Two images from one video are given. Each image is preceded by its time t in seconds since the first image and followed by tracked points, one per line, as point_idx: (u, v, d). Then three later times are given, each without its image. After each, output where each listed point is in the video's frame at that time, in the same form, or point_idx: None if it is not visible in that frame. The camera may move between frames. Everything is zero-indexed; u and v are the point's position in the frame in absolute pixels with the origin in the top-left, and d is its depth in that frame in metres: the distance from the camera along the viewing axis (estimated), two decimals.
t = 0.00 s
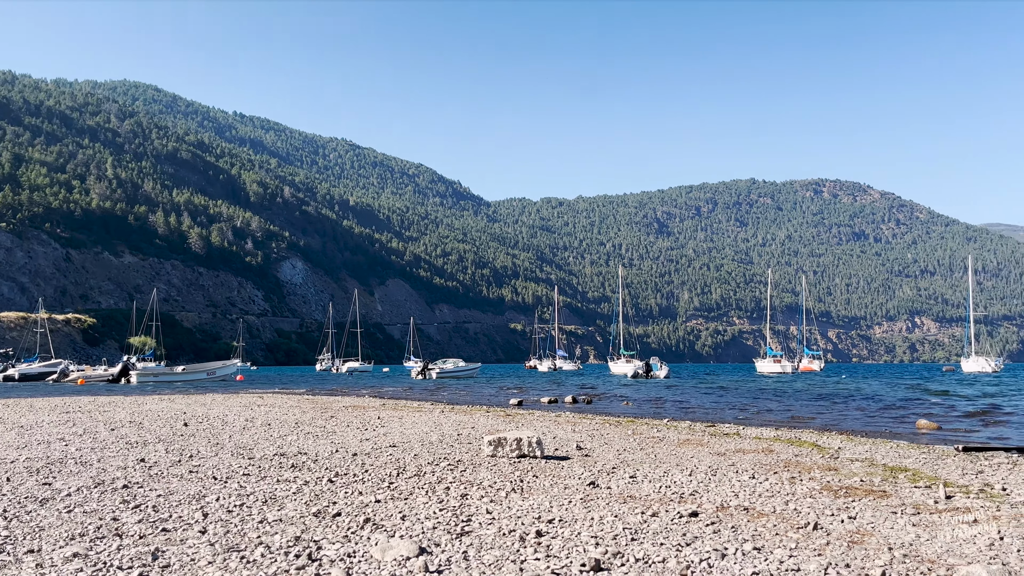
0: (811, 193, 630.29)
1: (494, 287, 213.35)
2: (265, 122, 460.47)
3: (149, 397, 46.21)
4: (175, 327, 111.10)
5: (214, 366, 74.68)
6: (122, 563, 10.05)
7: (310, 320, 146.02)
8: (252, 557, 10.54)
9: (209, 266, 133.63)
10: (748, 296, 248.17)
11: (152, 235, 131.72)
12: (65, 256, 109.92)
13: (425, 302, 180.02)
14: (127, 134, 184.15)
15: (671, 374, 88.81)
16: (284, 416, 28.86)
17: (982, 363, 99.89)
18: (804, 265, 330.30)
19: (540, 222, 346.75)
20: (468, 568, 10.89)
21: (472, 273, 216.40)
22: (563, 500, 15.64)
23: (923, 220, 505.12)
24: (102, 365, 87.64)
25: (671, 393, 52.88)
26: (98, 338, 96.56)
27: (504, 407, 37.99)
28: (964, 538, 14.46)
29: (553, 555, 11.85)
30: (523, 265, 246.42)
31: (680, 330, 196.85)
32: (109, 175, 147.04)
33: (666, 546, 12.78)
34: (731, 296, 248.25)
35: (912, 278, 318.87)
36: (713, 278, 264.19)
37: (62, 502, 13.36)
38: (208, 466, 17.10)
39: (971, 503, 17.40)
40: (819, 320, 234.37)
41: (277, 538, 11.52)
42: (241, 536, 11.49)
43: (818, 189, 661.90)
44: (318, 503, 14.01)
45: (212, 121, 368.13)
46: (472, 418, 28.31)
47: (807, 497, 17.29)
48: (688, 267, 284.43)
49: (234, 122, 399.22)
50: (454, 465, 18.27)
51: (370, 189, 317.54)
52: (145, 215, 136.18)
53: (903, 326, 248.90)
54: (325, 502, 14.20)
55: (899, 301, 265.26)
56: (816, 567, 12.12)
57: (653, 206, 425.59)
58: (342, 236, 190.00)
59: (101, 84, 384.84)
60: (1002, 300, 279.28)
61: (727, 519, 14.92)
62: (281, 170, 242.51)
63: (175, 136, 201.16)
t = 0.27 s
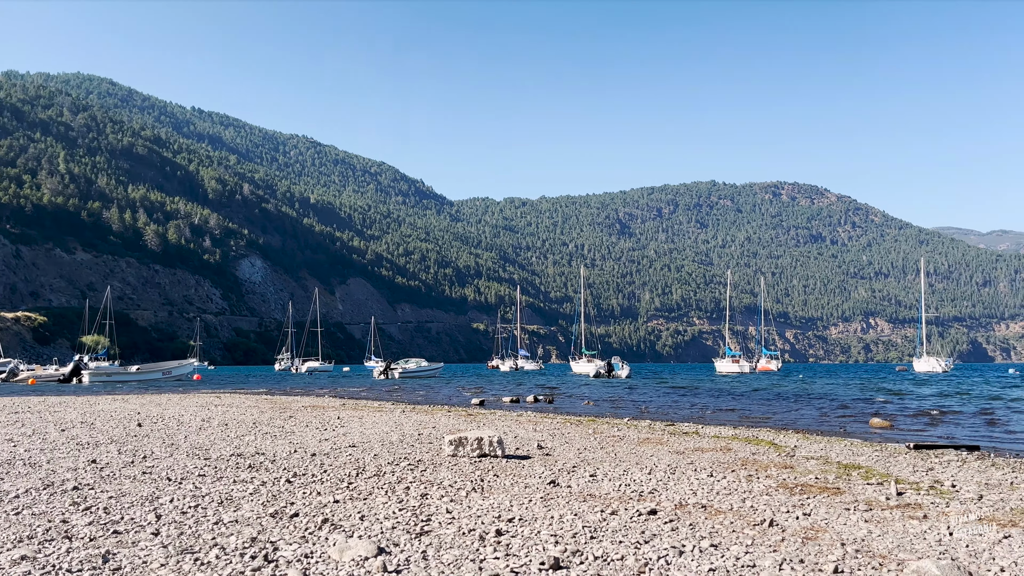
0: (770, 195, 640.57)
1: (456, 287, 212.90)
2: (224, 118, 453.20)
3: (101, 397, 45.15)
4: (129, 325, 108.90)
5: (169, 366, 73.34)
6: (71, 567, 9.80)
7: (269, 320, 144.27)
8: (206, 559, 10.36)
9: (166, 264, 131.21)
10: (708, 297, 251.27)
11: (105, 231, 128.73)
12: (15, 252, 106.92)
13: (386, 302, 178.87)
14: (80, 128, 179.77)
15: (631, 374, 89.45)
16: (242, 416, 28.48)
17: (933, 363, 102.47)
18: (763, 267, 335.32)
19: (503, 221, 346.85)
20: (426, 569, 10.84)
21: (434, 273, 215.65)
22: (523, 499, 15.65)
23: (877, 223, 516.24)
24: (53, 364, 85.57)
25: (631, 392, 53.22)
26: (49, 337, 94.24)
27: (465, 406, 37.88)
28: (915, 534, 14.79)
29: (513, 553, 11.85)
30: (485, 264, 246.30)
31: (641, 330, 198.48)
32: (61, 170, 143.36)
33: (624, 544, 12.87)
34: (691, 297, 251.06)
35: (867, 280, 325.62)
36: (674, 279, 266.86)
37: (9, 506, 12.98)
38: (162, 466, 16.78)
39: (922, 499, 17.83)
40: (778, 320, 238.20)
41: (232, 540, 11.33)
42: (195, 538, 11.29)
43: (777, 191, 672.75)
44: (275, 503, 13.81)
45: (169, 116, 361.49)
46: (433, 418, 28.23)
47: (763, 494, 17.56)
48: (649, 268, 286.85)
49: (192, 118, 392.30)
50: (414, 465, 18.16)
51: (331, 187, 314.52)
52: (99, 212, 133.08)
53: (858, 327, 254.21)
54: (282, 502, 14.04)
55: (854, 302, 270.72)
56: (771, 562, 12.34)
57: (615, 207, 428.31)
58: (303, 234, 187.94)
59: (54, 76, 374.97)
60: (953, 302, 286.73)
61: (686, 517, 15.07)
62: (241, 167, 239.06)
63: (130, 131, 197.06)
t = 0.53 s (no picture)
0: (728, 197, 649.60)
1: (417, 286, 211.94)
2: (179, 113, 444.60)
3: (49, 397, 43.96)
4: (80, 324, 106.41)
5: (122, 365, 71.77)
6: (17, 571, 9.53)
7: (226, 318, 142.25)
8: (158, 562, 10.17)
9: (119, 261, 128.42)
10: (667, 297, 253.77)
11: (55, 228, 125.06)
12: None
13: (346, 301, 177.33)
14: (30, 121, 174.91)
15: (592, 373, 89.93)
16: (197, 416, 28.03)
17: (885, 363, 104.83)
18: (721, 267, 339.82)
19: (464, 220, 345.91)
20: (384, 569, 10.76)
21: (395, 272, 214.40)
22: (482, 499, 15.62)
23: (832, 226, 526.75)
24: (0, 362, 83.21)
25: (591, 392, 53.48)
26: None
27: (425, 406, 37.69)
28: (866, 529, 15.12)
29: (470, 552, 11.83)
30: (446, 263, 245.65)
31: (601, 330, 199.76)
32: (9, 164, 139.00)
33: (582, 542, 12.94)
34: (651, 297, 253.31)
35: (821, 281, 331.76)
36: (634, 279, 269.03)
37: None
38: (113, 467, 16.42)
39: (873, 496, 18.25)
40: (735, 321, 241.61)
41: (185, 542, 11.13)
42: (146, 540, 11.06)
43: (735, 193, 682.15)
44: (229, 505, 13.59)
45: (123, 110, 353.67)
46: (392, 418, 28.09)
47: (719, 492, 17.80)
48: (609, 268, 288.77)
49: (147, 112, 384.25)
50: (372, 465, 18.05)
51: (290, 184, 310.72)
52: (49, 207, 129.58)
53: (813, 327, 259.19)
54: (237, 503, 13.81)
55: (809, 303, 275.84)
56: (727, 558, 12.51)
57: (576, 207, 430.30)
58: (261, 232, 185.38)
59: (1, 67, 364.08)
60: (904, 303, 293.88)
61: (643, 515, 15.19)
62: (197, 163, 234.89)
63: (82, 124, 192.33)
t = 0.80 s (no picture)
0: (690, 198, 656.73)
1: (380, 285, 210.71)
2: (136, 107, 435.48)
3: None
4: (32, 322, 103.76)
5: (75, 364, 70.13)
6: None
7: (184, 317, 140.23)
8: (111, 564, 9.94)
9: (73, 258, 125.38)
10: (630, 297, 255.70)
11: (8, 222, 119.05)
12: None
13: (308, 300, 175.60)
14: None
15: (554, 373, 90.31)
16: (152, 416, 27.56)
17: (841, 362, 107.00)
18: (683, 268, 343.37)
19: (428, 219, 344.61)
20: (342, 568, 10.69)
21: (357, 270, 212.85)
22: (443, 499, 15.56)
23: (791, 227, 535.31)
24: None
25: (553, 390, 53.68)
26: None
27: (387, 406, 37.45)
28: (822, 525, 15.39)
29: (430, 552, 11.78)
30: (410, 262, 244.53)
31: (565, 329, 200.57)
32: None
33: (544, 540, 12.96)
34: (614, 297, 254.94)
35: (780, 282, 337.15)
36: (597, 279, 270.56)
37: None
38: (65, 469, 16.01)
39: (829, 492, 18.57)
40: (696, 321, 244.38)
41: (139, 544, 10.90)
42: (98, 542, 10.80)
43: (697, 194, 689.60)
44: (185, 506, 13.35)
45: (78, 104, 345.58)
46: (354, 417, 27.87)
47: (679, 490, 17.98)
48: (573, 268, 290.00)
49: (103, 106, 376.04)
50: (332, 464, 17.86)
51: (251, 181, 306.61)
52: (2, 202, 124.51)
53: (772, 327, 263.28)
54: (193, 503, 13.57)
55: (768, 304, 280.04)
56: (685, 554, 12.63)
57: (540, 207, 431.24)
58: (220, 230, 182.60)
59: None
60: (860, 304, 299.80)
61: (603, 513, 15.28)
62: (155, 158, 230.49)
63: (35, 118, 187.43)
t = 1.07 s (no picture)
0: (651, 198, 662.42)
1: (340, 284, 208.94)
2: (88, 101, 424.92)
3: None
4: None
5: (23, 363, 68.27)
6: None
7: (138, 315, 137.60)
8: (58, 568, 9.72)
9: (22, 255, 121.96)
10: (591, 297, 257.30)
11: None
12: None
13: (266, 299, 173.36)
14: None
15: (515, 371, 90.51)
16: (103, 417, 26.96)
17: (796, 361, 109.12)
18: (643, 268, 346.56)
19: (390, 217, 342.42)
20: (299, 570, 10.56)
21: (317, 269, 210.78)
22: (403, 498, 15.48)
23: (749, 229, 543.06)
24: None
25: (514, 389, 53.78)
26: None
27: (347, 405, 37.03)
28: (776, 521, 15.66)
29: (389, 552, 11.74)
30: (370, 261, 242.78)
31: (527, 329, 201.01)
32: None
33: (502, 539, 12.98)
34: (575, 297, 256.19)
35: (739, 283, 342.40)
36: (558, 279, 271.64)
37: None
38: (11, 471, 15.57)
39: (783, 489, 18.91)
40: (656, 321, 246.85)
41: (88, 547, 10.65)
42: (44, 545, 10.54)
43: (657, 194, 695.72)
44: (137, 508, 13.08)
45: (28, 97, 336.11)
46: (311, 417, 27.56)
47: (638, 487, 18.11)
48: (534, 268, 290.69)
49: (54, 99, 366.21)
50: (290, 465, 17.64)
51: (208, 177, 301.50)
52: None
53: (731, 327, 267.18)
54: (146, 506, 13.27)
55: (727, 304, 284.05)
56: (643, 551, 12.74)
57: (502, 207, 431.55)
58: (176, 227, 179.16)
59: None
60: (816, 305, 305.53)
61: (562, 511, 15.34)
62: (108, 154, 225.30)
63: None
